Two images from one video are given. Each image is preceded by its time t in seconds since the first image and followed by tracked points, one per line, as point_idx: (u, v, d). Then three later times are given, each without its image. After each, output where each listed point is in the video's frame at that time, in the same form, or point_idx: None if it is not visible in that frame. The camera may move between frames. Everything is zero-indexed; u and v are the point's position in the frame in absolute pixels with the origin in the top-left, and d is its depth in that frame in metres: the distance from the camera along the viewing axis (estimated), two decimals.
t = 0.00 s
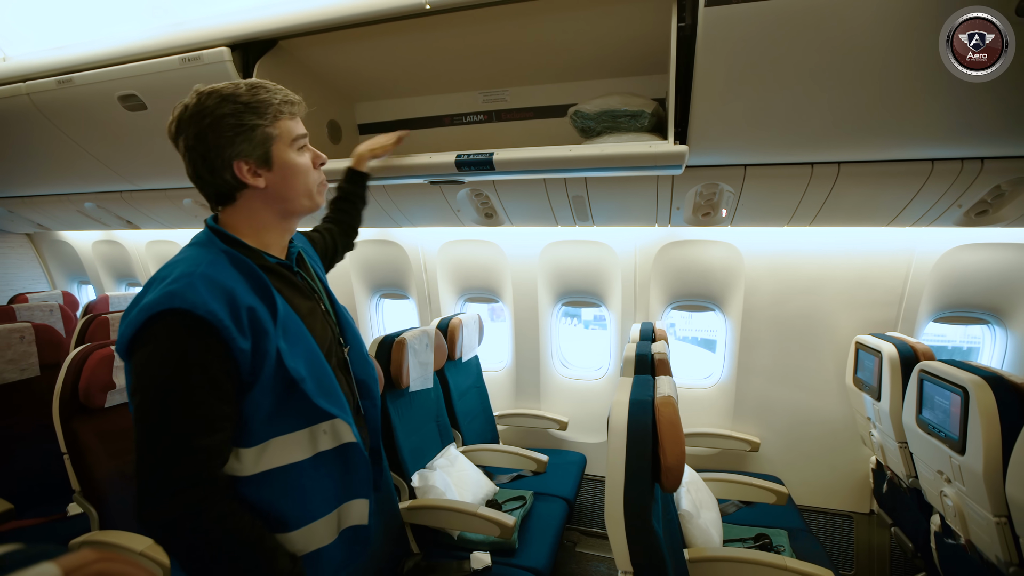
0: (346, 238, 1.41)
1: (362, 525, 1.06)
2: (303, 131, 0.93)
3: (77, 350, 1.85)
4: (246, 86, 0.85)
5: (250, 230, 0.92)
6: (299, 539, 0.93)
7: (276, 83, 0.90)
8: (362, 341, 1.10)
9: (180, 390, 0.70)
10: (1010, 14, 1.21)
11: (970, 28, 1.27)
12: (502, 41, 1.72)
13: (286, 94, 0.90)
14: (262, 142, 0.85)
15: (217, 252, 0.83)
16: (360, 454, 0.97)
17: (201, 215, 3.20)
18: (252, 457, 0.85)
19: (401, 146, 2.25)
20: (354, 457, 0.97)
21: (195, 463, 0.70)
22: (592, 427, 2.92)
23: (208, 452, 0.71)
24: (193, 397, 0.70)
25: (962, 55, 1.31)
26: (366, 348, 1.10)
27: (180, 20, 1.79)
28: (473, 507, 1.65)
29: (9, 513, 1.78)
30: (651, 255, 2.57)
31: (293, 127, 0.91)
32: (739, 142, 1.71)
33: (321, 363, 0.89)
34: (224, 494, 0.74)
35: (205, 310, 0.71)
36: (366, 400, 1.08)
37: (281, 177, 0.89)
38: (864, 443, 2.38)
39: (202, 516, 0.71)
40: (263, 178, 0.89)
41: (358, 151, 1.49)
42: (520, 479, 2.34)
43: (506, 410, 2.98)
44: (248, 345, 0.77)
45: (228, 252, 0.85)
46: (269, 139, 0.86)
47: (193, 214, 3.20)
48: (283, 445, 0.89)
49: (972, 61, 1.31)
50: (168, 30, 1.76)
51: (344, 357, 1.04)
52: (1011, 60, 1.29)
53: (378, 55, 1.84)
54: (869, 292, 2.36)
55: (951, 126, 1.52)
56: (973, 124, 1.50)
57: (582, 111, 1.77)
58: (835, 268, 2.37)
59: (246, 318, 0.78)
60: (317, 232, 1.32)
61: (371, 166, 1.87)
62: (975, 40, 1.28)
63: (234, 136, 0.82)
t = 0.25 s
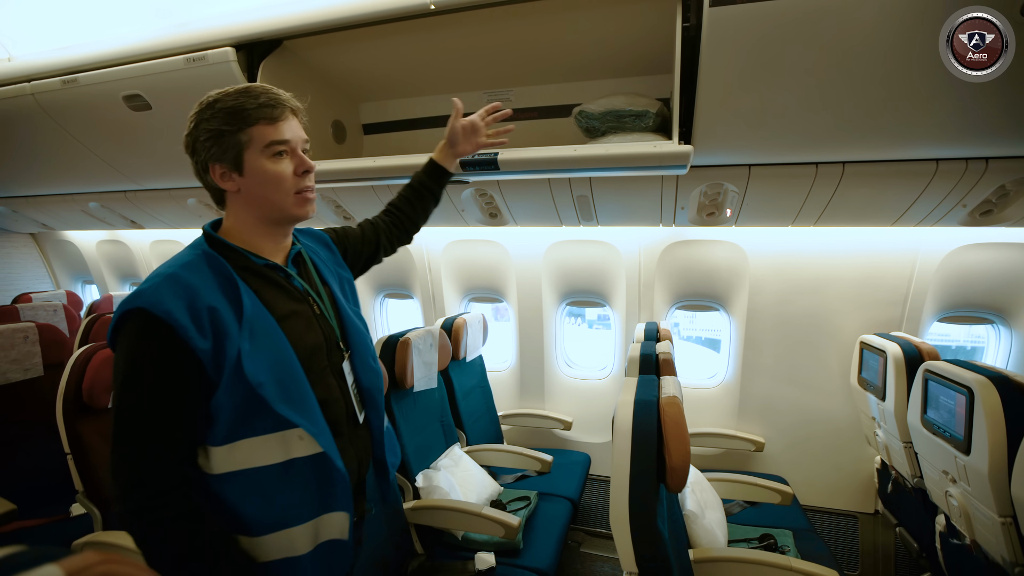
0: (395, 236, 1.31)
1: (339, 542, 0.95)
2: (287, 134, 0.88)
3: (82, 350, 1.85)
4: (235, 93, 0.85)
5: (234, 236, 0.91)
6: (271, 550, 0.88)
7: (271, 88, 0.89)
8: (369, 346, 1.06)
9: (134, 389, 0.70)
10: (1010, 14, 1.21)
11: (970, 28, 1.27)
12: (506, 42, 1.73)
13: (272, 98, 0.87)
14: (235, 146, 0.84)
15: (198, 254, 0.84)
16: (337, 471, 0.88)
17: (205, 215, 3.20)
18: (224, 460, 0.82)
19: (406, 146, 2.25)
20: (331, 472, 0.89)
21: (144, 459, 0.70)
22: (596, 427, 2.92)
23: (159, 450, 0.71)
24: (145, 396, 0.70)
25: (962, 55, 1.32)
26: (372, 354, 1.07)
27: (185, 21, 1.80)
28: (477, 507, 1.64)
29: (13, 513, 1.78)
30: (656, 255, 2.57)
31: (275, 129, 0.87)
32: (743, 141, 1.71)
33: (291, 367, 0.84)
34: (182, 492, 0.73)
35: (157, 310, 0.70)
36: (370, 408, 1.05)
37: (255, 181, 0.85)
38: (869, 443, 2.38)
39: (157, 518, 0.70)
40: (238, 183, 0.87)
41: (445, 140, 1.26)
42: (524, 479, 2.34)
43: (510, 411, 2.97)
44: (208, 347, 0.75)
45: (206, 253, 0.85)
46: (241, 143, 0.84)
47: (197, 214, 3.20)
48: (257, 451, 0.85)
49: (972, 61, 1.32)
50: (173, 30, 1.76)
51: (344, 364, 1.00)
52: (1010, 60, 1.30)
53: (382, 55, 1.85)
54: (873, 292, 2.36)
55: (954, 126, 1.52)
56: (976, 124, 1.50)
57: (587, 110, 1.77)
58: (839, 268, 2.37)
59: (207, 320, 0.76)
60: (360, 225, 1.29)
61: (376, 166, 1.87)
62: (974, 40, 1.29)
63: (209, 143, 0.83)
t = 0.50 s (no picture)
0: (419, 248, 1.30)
1: (307, 550, 0.93)
2: (272, 141, 0.91)
3: (82, 352, 1.84)
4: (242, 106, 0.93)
5: (245, 238, 0.98)
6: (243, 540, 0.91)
7: (268, 96, 0.93)
8: (372, 355, 1.05)
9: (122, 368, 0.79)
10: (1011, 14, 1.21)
11: (971, 29, 1.27)
12: (508, 43, 1.72)
13: (263, 105, 0.91)
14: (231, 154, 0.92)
15: (203, 249, 0.92)
16: (302, 473, 0.87)
17: (205, 216, 3.19)
18: (205, 445, 0.86)
19: (407, 147, 2.25)
20: (297, 474, 0.88)
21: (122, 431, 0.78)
22: (597, 429, 2.92)
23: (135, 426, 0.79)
24: (127, 376, 0.79)
25: (962, 55, 1.32)
26: (374, 363, 1.05)
27: (185, 21, 1.79)
28: (478, 509, 1.64)
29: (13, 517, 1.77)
30: (657, 256, 2.57)
31: (263, 137, 0.91)
32: (744, 143, 1.72)
33: (264, 361, 0.86)
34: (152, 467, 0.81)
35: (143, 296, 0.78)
36: (366, 418, 1.04)
37: (246, 187, 0.92)
38: (869, 445, 2.38)
39: (130, 481, 0.79)
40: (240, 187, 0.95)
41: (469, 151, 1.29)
42: (525, 481, 2.33)
43: (512, 412, 2.97)
44: (186, 335, 0.82)
45: (213, 249, 0.92)
46: (234, 152, 0.92)
47: (197, 216, 3.19)
48: (235, 444, 0.87)
49: (972, 61, 1.32)
50: (173, 31, 1.76)
51: (338, 369, 1.01)
52: (1011, 60, 1.30)
53: (384, 56, 1.84)
54: (873, 294, 2.37)
55: (954, 128, 1.53)
56: (977, 124, 1.50)
57: (588, 112, 1.77)
58: (839, 270, 2.38)
59: (188, 309, 0.83)
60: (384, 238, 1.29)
61: (378, 168, 1.87)
62: (975, 41, 1.29)
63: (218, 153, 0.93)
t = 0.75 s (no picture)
0: (429, 253, 1.33)
1: (285, 550, 0.92)
2: (293, 147, 0.94)
3: (78, 353, 1.83)
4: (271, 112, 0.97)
5: (264, 238, 1.01)
6: (226, 531, 0.91)
7: (294, 104, 0.96)
8: (370, 363, 1.05)
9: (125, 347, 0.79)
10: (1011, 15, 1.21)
11: (970, 29, 1.27)
12: (506, 43, 1.72)
13: (287, 113, 0.94)
14: (256, 158, 0.95)
15: (220, 243, 0.95)
16: (288, 472, 0.86)
17: (203, 217, 3.19)
18: (197, 433, 0.86)
19: (405, 148, 2.24)
20: (282, 473, 0.88)
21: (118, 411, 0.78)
22: (595, 429, 2.92)
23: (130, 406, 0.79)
24: (131, 355, 0.79)
25: (962, 55, 1.32)
26: (371, 371, 1.05)
27: (182, 21, 1.78)
28: (476, 509, 1.64)
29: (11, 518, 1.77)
30: (655, 257, 2.57)
31: (284, 142, 0.94)
32: (743, 144, 1.72)
33: (260, 355, 0.87)
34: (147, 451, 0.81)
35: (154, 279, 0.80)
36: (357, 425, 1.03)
37: (268, 190, 0.95)
38: (867, 445, 2.39)
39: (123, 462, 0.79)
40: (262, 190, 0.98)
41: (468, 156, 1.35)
42: (524, 482, 2.33)
43: (510, 413, 2.97)
44: (190, 321, 0.83)
45: (230, 244, 0.95)
46: (257, 156, 0.95)
47: (194, 216, 3.18)
48: (226, 435, 0.87)
49: (972, 61, 1.32)
50: (171, 31, 1.75)
51: (334, 374, 1.01)
52: (1010, 60, 1.29)
53: (382, 56, 1.84)
54: (871, 295, 2.37)
55: (952, 129, 1.53)
56: (975, 125, 1.50)
57: (587, 113, 1.77)
58: (837, 271, 2.39)
59: (197, 296, 0.85)
60: (395, 245, 1.32)
61: (376, 168, 1.86)
62: (975, 40, 1.29)
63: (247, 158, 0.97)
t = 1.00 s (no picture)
0: (430, 254, 1.36)
1: (281, 550, 0.92)
2: (322, 157, 0.95)
3: (76, 354, 1.82)
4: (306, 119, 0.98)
5: (276, 240, 1.00)
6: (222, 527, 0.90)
7: (329, 118, 0.97)
8: (371, 371, 1.06)
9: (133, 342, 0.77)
10: (1012, 15, 1.21)
11: (970, 29, 1.27)
12: (505, 44, 1.72)
13: (323, 127, 0.95)
14: (283, 162, 0.96)
15: (235, 242, 0.94)
16: (295, 475, 0.87)
17: (201, 217, 3.18)
18: (202, 430, 0.86)
19: (404, 148, 2.24)
20: (289, 475, 0.88)
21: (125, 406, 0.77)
22: (594, 430, 2.92)
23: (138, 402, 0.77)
24: (141, 352, 0.77)
25: (962, 55, 1.31)
26: (371, 379, 1.06)
27: (180, 20, 1.78)
28: (474, 510, 1.64)
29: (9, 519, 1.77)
30: (654, 257, 2.57)
31: (315, 152, 0.95)
32: (741, 145, 1.71)
33: (274, 358, 0.87)
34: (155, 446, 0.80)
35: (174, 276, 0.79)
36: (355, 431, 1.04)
37: (289, 195, 0.95)
38: (865, 446, 2.39)
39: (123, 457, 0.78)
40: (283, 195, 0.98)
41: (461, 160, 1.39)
42: (522, 483, 2.33)
43: (508, 414, 2.97)
44: (205, 321, 0.83)
45: (245, 244, 0.95)
46: (285, 160, 0.95)
47: (193, 216, 3.18)
48: (231, 434, 0.87)
49: (972, 61, 1.31)
50: (168, 30, 1.74)
51: (335, 381, 1.01)
52: (1011, 60, 1.29)
53: (380, 56, 1.84)
54: (870, 296, 2.37)
55: (951, 129, 1.53)
56: (975, 125, 1.50)
57: (585, 113, 1.77)
58: (835, 272, 2.39)
59: (214, 295, 0.84)
60: (394, 246, 1.33)
61: (374, 168, 1.86)
62: (975, 40, 1.28)
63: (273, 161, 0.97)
